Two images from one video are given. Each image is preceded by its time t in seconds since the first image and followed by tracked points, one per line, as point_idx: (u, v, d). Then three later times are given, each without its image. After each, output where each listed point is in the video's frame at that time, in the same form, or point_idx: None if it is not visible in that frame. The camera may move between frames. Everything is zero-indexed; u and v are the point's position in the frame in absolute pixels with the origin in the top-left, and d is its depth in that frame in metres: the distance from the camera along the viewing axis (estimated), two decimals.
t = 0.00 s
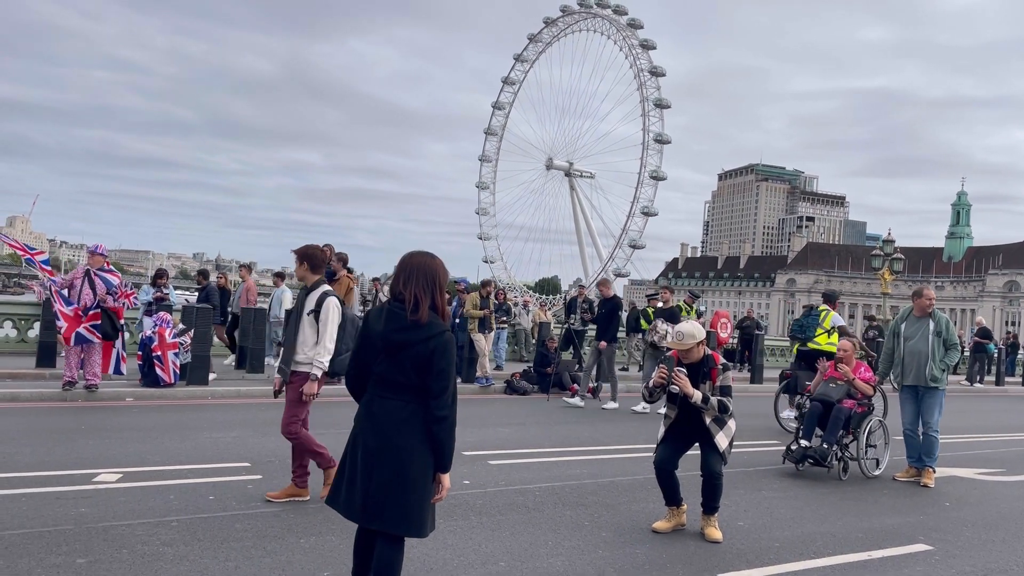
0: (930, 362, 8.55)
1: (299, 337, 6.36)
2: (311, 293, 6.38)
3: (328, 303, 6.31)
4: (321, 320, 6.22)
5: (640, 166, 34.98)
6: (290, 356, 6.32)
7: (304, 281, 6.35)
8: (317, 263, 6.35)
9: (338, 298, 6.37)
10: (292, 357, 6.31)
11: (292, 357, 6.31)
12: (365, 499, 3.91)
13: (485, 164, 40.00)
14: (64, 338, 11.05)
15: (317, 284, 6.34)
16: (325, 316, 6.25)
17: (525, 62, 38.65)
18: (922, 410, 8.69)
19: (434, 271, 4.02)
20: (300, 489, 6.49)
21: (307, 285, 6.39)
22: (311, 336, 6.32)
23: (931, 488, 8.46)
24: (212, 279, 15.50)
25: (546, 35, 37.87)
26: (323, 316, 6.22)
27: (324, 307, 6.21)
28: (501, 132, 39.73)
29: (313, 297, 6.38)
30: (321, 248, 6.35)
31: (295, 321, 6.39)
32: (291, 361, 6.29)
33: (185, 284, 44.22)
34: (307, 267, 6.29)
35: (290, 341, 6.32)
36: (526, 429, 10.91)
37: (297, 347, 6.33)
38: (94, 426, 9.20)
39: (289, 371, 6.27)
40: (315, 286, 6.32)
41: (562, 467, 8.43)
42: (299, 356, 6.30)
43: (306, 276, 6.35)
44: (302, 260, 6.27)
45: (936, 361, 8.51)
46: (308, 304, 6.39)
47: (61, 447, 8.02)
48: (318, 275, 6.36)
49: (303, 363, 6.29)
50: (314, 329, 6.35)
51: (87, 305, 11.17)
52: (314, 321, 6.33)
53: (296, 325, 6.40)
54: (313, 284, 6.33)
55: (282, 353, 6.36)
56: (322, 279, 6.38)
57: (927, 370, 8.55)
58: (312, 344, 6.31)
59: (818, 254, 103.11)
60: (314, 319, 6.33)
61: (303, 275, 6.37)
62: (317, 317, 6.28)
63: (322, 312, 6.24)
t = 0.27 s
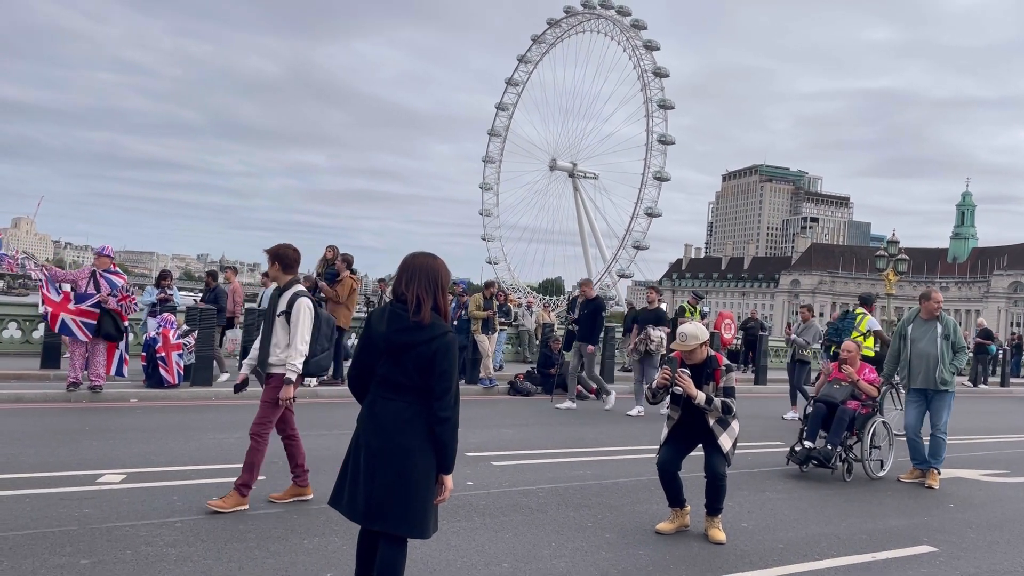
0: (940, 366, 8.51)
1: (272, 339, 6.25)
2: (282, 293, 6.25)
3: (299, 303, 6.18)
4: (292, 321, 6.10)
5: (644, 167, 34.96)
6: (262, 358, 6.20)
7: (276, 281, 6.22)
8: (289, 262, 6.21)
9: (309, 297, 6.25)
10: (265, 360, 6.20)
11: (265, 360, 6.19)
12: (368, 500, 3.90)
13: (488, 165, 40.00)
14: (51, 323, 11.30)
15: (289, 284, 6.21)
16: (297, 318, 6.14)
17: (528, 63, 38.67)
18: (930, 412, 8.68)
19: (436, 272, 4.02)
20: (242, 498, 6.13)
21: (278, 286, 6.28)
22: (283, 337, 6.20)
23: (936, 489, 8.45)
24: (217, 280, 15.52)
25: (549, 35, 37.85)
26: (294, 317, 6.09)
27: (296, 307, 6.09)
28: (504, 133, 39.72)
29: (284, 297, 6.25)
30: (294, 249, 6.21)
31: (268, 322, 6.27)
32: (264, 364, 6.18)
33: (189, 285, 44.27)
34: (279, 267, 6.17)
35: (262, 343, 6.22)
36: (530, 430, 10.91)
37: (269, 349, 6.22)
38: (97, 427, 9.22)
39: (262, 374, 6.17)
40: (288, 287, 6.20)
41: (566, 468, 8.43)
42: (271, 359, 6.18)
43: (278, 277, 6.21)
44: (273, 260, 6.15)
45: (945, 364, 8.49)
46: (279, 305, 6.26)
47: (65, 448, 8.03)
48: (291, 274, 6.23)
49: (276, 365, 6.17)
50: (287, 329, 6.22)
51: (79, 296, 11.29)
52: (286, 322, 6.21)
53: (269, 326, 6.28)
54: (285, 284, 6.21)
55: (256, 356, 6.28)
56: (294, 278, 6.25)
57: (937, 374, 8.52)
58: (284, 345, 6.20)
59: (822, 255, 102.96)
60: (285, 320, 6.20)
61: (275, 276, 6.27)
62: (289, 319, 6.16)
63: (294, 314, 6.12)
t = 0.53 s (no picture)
0: (951, 369, 8.48)
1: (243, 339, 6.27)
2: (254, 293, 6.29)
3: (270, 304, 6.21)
4: (262, 321, 6.13)
5: (649, 168, 34.93)
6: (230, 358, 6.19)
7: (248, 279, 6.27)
8: (262, 261, 6.26)
9: (281, 298, 6.31)
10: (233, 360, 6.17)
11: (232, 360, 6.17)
12: (372, 501, 3.90)
13: (493, 167, 40.01)
14: (52, 315, 11.44)
15: (261, 283, 6.25)
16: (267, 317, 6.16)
17: (533, 65, 38.68)
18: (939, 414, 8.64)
19: (440, 273, 4.02)
20: (236, 500, 6.14)
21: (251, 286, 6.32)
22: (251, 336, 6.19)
23: (943, 492, 8.40)
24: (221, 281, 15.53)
25: (554, 37, 37.88)
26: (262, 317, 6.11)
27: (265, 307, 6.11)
28: (509, 135, 39.74)
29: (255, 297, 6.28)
30: (267, 247, 6.27)
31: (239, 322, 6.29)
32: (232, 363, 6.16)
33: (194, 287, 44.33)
34: (253, 265, 6.21)
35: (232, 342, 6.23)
36: (535, 431, 10.90)
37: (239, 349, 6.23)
38: (103, 428, 9.24)
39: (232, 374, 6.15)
40: (259, 285, 6.23)
41: (571, 470, 8.42)
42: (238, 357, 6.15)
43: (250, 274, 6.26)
44: (246, 257, 6.16)
45: (955, 366, 8.46)
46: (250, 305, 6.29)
47: (71, 449, 8.05)
48: (263, 274, 6.28)
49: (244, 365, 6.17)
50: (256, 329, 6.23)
51: (84, 292, 11.38)
52: (256, 321, 6.20)
53: (238, 326, 6.29)
54: (256, 283, 6.25)
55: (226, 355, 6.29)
56: (266, 277, 6.30)
57: (948, 376, 8.48)
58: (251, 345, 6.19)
59: (827, 256, 102.73)
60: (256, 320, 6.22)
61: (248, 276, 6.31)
62: (258, 318, 6.18)
63: (263, 313, 6.15)
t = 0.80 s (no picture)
0: (962, 372, 8.44)
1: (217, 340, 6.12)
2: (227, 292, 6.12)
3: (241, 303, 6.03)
4: (231, 319, 5.95)
5: (655, 170, 34.90)
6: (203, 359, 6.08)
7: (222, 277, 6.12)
8: (237, 260, 6.11)
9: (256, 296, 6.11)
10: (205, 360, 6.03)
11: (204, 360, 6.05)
12: (378, 503, 3.90)
13: (499, 168, 40.02)
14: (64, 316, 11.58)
15: (235, 281, 6.08)
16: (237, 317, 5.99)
17: (539, 67, 38.70)
18: (948, 417, 8.62)
19: (445, 275, 4.02)
20: (201, 499, 6.12)
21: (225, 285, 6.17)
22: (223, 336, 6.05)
23: (951, 494, 8.36)
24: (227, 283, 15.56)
25: (560, 39, 37.88)
26: (233, 317, 5.95)
27: (235, 307, 5.95)
28: (515, 137, 39.75)
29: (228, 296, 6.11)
30: (239, 246, 6.09)
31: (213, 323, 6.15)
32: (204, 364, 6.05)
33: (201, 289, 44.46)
34: (225, 264, 6.06)
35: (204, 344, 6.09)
36: (541, 433, 10.89)
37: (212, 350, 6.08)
38: (110, 429, 9.26)
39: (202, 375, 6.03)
40: (232, 284, 6.07)
41: (578, 472, 8.40)
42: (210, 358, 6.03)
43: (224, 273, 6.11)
44: (219, 257, 6.03)
45: (965, 370, 8.43)
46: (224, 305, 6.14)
47: (78, 450, 8.07)
48: (236, 273, 6.11)
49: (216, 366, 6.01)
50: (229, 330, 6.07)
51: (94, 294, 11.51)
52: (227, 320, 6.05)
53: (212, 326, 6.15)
54: (230, 282, 6.09)
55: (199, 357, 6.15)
56: (240, 275, 6.13)
57: (958, 379, 8.45)
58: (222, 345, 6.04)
59: (834, 258, 102.46)
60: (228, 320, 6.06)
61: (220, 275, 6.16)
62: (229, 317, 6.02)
63: (233, 312, 5.96)
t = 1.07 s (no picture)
0: (971, 375, 8.41)
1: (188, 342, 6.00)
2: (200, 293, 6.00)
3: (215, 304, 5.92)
4: (205, 321, 5.85)
5: (662, 171, 34.86)
6: (174, 361, 5.96)
7: (196, 278, 6.01)
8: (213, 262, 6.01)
9: (229, 298, 6.00)
10: (174, 362, 5.92)
11: (174, 362, 5.93)
12: (386, 505, 3.90)
13: (506, 170, 40.03)
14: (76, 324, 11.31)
15: (209, 283, 5.97)
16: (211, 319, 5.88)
17: (546, 69, 38.71)
18: (958, 419, 8.58)
19: (452, 277, 4.02)
20: (161, 507, 5.94)
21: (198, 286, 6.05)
22: (196, 338, 5.97)
23: (960, 497, 8.33)
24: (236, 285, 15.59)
25: (567, 41, 37.89)
26: (207, 319, 5.84)
27: (209, 309, 5.84)
28: (522, 138, 39.76)
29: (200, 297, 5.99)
30: (215, 246, 5.98)
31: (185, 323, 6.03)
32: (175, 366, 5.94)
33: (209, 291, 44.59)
34: (200, 265, 5.95)
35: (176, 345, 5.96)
36: (548, 435, 10.87)
37: (184, 352, 5.96)
38: (119, 431, 9.29)
39: (173, 377, 5.92)
40: (207, 286, 5.95)
41: (585, 474, 8.39)
42: (181, 361, 5.92)
43: (198, 274, 6.00)
44: (193, 257, 5.91)
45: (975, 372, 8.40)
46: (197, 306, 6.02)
47: (87, 452, 8.10)
48: (210, 274, 6.00)
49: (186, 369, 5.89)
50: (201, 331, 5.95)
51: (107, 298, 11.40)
52: (201, 322, 5.95)
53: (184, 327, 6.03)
54: (204, 284, 5.97)
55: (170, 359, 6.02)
56: (214, 277, 6.02)
57: (967, 382, 8.41)
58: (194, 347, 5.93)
59: (842, 259, 102.13)
60: (200, 322, 5.94)
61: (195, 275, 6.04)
62: (202, 319, 5.92)
63: (207, 314, 5.85)
